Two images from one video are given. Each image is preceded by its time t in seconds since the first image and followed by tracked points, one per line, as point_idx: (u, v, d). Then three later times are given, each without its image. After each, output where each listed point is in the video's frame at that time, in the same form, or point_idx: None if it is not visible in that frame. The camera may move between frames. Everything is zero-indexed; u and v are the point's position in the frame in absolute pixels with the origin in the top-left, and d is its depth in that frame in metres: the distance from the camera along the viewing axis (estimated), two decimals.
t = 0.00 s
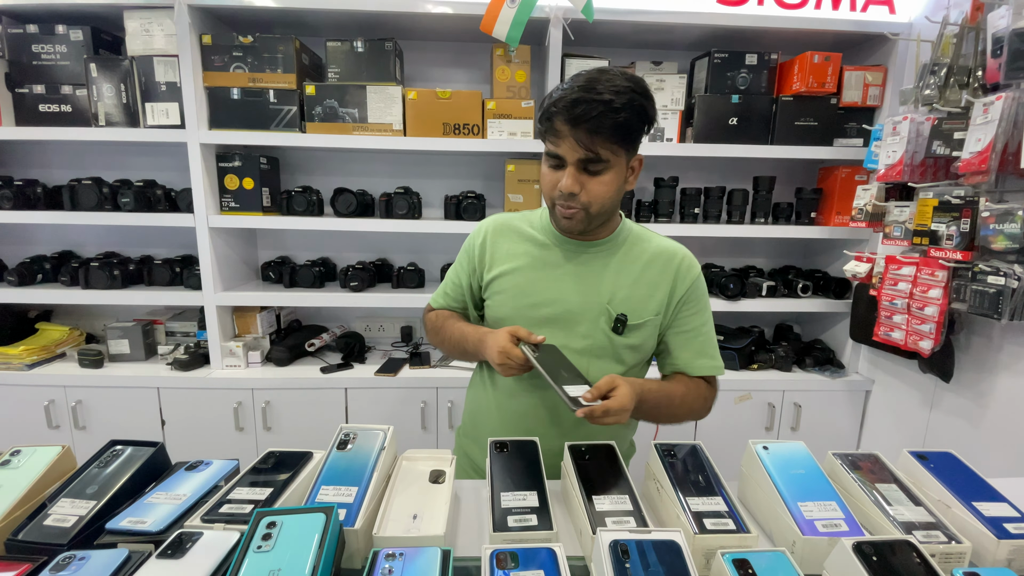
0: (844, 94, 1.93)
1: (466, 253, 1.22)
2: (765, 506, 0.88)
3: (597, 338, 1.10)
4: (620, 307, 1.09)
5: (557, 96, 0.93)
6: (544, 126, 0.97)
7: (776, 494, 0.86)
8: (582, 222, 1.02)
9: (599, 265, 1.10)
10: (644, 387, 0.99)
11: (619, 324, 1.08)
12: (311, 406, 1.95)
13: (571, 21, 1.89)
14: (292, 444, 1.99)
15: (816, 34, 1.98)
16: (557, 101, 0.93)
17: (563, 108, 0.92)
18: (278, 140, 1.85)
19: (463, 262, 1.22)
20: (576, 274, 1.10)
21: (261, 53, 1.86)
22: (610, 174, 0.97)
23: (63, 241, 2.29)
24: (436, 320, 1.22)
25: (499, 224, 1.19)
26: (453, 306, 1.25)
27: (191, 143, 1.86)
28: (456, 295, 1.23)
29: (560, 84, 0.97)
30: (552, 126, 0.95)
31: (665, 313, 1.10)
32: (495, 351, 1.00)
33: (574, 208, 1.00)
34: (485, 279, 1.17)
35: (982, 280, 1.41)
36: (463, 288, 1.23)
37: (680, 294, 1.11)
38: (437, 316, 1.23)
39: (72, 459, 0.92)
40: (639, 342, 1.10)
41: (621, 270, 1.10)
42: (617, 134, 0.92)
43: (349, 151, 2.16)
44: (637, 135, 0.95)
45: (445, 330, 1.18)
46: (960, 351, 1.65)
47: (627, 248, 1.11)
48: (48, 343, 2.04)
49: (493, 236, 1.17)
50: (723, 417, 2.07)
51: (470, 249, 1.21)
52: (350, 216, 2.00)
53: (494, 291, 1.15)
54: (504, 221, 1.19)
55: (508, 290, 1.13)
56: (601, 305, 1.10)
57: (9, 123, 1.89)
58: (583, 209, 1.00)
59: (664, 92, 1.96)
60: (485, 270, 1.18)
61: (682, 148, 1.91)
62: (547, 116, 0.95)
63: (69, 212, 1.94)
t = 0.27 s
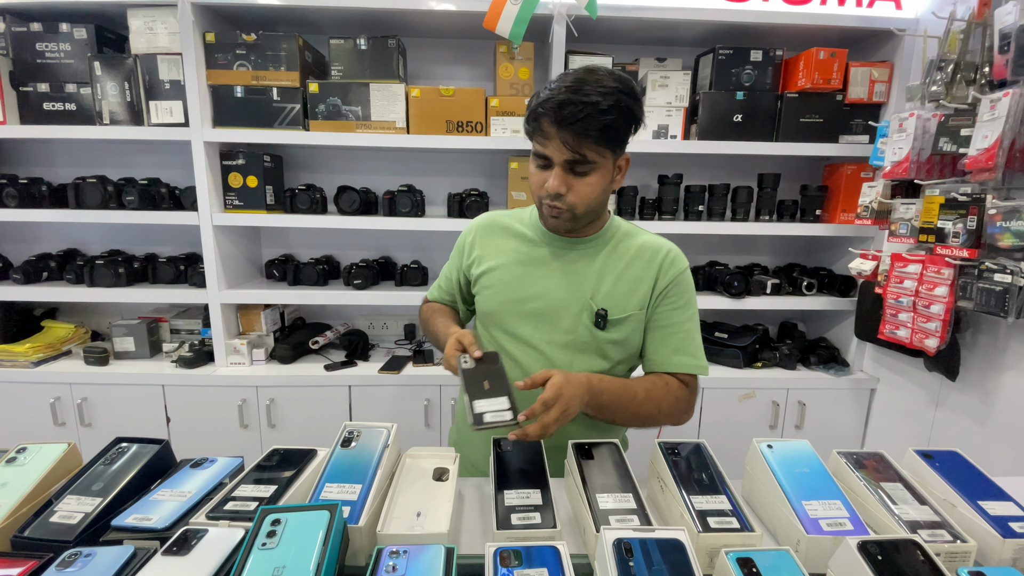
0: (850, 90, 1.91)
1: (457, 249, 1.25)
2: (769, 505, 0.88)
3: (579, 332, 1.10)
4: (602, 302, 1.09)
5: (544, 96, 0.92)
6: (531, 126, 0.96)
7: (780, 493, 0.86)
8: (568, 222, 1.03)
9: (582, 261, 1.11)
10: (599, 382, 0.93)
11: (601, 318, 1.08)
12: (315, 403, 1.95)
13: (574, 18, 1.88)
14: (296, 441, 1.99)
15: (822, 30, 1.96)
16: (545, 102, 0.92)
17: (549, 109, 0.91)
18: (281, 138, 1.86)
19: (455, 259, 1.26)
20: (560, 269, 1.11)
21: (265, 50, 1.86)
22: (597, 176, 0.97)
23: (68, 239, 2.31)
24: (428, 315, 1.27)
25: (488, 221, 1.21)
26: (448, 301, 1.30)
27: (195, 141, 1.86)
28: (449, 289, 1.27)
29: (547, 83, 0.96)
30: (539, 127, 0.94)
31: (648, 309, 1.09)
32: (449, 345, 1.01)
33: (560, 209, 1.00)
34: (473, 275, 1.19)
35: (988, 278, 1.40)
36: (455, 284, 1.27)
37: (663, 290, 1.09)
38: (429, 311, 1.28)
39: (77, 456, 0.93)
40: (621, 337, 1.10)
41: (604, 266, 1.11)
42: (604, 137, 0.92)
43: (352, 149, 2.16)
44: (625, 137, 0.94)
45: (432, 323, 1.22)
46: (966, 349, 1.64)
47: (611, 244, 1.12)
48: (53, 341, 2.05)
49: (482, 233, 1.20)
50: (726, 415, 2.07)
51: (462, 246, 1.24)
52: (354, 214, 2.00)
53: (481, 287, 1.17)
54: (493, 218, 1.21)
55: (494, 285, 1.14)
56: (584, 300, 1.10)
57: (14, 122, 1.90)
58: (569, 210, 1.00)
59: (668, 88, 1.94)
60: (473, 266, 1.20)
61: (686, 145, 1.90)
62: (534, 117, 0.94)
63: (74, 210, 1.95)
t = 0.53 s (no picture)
0: (855, 87, 1.90)
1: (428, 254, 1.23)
2: (772, 504, 0.88)
3: (558, 325, 1.12)
4: (577, 293, 1.11)
5: (507, 96, 0.92)
6: (495, 126, 0.95)
7: (783, 491, 0.86)
8: (540, 218, 1.03)
9: (556, 255, 1.12)
10: (584, 374, 1.00)
11: (577, 309, 1.10)
12: (319, 401, 1.96)
13: (578, 15, 1.88)
14: (300, 439, 2.00)
15: (826, 27, 1.95)
16: (507, 101, 0.91)
17: (513, 109, 0.91)
18: (285, 137, 1.86)
19: (426, 264, 1.24)
20: (535, 264, 1.12)
21: (268, 49, 1.86)
22: (565, 171, 0.98)
23: (73, 238, 2.32)
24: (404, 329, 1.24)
25: (460, 223, 1.21)
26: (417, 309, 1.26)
27: (199, 140, 1.87)
28: (420, 297, 1.24)
29: (508, 81, 0.95)
30: (504, 127, 0.94)
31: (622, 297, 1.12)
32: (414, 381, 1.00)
33: (531, 206, 1.01)
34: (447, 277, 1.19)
35: (993, 276, 1.39)
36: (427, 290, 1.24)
37: (636, 277, 1.12)
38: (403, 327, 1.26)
39: (83, 454, 0.94)
40: (599, 326, 1.12)
41: (577, 258, 1.12)
42: (569, 133, 0.92)
43: (355, 147, 2.16)
44: (589, 131, 0.95)
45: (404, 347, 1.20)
46: (970, 348, 1.63)
47: (583, 236, 1.13)
48: (58, 339, 2.06)
49: (453, 235, 1.19)
50: (729, 414, 2.06)
51: (433, 250, 1.22)
52: (357, 212, 2.00)
53: (456, 288, 1.17)
54: (464, 220, 1.20)
55: (470, 285, 1.14)
56: (560, 293, 1.11)
57: (19, 120, 1.90)
58: (540, 207, 1.01)
59: (671, 86, 1.93)
60: (446, 269, 1.19)
61: (690, 143, 1.90)
62: (498, 117, 0.94)
63: (78, 208, 1.96)
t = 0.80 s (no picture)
0: (857, 84, 1.89)
1: (394, 257, 1.18)
2: (775, 501, 0.88)
3: (542, 316, 1.13)
4: (558, 281, 1.12)
5: (475, 94, 0.89)
6: (465, 126, 0.92)
7: (786, 488, 0.85)
8: (516, 212, 1.04)
9: (534, 247, 1.12)
10: (585, 358, 1.06)
11: (559, 298, 1.11)
12: (320, 398, 1.96)
13: (579, 11, 1.86)
14: (301, 436, 2.00)
15: (829, 22, 1.94)
16: (476, 99, 0.89)
17: (484, 108, 0.89)
18: (285, 133, 1.86)
19: (393, 268, 1.18)
20: (512, 258, 1.11)
21: (268, 45, 1.85)
22: (538, 165, 0.98)
23: (74, 235, 2.32)
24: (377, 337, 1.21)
25: (426, 221, 1.16)
26: (386, 316, 1.20)
27: (200, 137, 1.86)
28: (387, 302, 1.19)
29: (472, 77, 0.92)
30: (474, 125, 0.91)
31: (599, 281, 1.15)
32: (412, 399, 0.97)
33: (509, 202, 1.00)
34: (421, 279, 1.15)
35: (996, 273, 1.38)
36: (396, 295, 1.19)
37: (610, 260, 1.15)
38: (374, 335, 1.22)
39: (84, 451, 0.94)
40: (580, 311, 1.15)
41: (554, 249, 1.12)
42: (540, 128, 0.92)
43: (356, 144, 2.15)
44: (558, 123, 0.95)
45: (383, 359, 1.15)
46: (973, 345, 1.62)
47: (556, 225, 1.14)
48: (60, 337, 2.07)
49: (420, 237, 1.15)
50: (730, 411, 2.06)
51: (399, 252, 1.17)
52: (358, 210, 2.00)
53: (433, 288, 1.14)
54: (430, 219, 1.16)
55: (447, 284, 1.12)
56: (540, 284, 1.11)
57: (19, 117, 1.90)
58: (517, 202, 1.01)
59: (673, 82, 1.92)
60: (417, 272, 1.15)
61: (691, 140, 1.89)
62: (466, 116, 0.91)
63: (79, 206, 1.96)
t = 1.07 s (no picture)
0: (858, 80, 1.88)
1: (371, 261, 1.15)
2: (775, 498, 0.88)
3: (530, 310, 1.14)
4: (543, 275, 1.13)
5: (462, 95, 0.88)
6: (453, 128, 0.91)
7: (786, 486, 0.85)
8: (507, 212, 1.03)
9: (518, 242, 1.12)
10: (582, 354, 1.13)
11: (546, 291, 1.13)
12: (320, 396, 1.96)
13: (579, 7, 1.85)
14: (301, 433, 2.00)
15: (830, 18, 1.93)
16: (465, 100, 0.87)
17: (474, 109, 0.88)
18: (284, 130, 1.85)
19: (371, 273, 1.16)
20: (497, 256, 1.11)
21: (266, 41, 1.84)
22: (527, 164, 0.98)
23: (73, 233, 2.31)
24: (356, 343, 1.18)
25: (402, 223, 1.14)
26: (368, 320, 1.19)
27: (198, 134, 1.86)
28: (367, 306, 1.17)
29: (454, 78, 0.90)
30: (463, 127, 0.90)
31: (581, 272, 1.17)
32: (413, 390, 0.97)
33: (500, 203, 1.00)
34: (403, 282, 1.13)
35: (997, 270, 1.38)
36: (376, 300, 1.17)
37: (590, 252, 1.18)
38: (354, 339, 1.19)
39: (83, 449, 0.93)
40: (565, 303, 1.17)
41: (537, 244, 1.13)
42: (530, 128, 0.92)
43: (355, 140, 2.14)
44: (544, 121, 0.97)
45: (366, 356, 1.14)
46: (973, 342, 1.62)
47: (536, 219, 1.15)
48: (58, 334, 2.06)
49: (399, 239, 1.13)
50: (730, 408, 2.06)
51: (377, 257, 1.15)
52: (357, 207, 1.99)
53: (418, 290, 1.13)
54: (406, 219, 1.14)
55: (432, 285, 1.12)
56: (526, 279, 1.12)
57: (17, 114, 1.89)
58: (508, 202, 1.00)
59: (674, 79, 1.91)
60: (398, 275, 1.13)
61: (692, 136, 1.88)
62: (455, 118, 0.89)
63: (77, 203, 1.95)
